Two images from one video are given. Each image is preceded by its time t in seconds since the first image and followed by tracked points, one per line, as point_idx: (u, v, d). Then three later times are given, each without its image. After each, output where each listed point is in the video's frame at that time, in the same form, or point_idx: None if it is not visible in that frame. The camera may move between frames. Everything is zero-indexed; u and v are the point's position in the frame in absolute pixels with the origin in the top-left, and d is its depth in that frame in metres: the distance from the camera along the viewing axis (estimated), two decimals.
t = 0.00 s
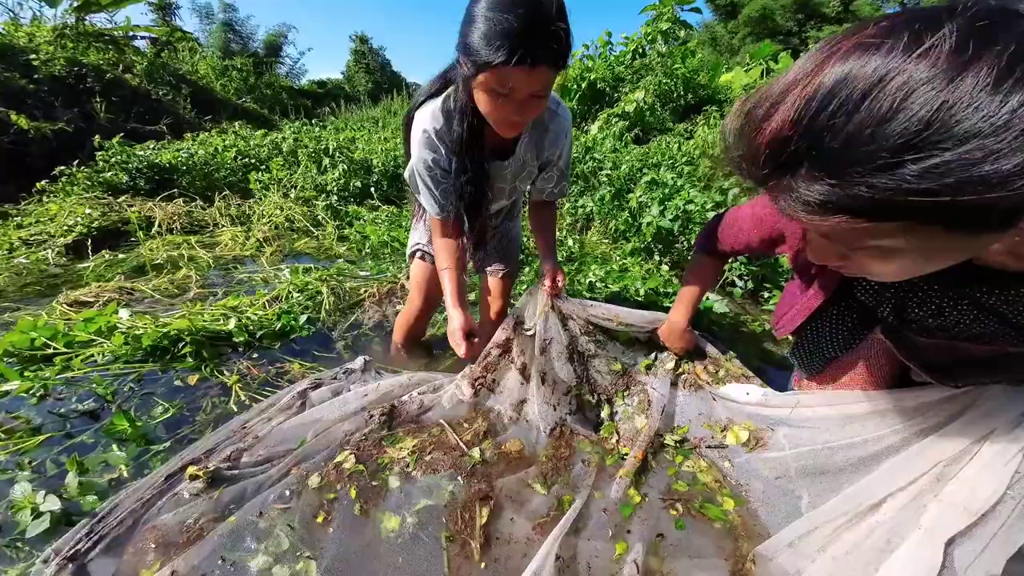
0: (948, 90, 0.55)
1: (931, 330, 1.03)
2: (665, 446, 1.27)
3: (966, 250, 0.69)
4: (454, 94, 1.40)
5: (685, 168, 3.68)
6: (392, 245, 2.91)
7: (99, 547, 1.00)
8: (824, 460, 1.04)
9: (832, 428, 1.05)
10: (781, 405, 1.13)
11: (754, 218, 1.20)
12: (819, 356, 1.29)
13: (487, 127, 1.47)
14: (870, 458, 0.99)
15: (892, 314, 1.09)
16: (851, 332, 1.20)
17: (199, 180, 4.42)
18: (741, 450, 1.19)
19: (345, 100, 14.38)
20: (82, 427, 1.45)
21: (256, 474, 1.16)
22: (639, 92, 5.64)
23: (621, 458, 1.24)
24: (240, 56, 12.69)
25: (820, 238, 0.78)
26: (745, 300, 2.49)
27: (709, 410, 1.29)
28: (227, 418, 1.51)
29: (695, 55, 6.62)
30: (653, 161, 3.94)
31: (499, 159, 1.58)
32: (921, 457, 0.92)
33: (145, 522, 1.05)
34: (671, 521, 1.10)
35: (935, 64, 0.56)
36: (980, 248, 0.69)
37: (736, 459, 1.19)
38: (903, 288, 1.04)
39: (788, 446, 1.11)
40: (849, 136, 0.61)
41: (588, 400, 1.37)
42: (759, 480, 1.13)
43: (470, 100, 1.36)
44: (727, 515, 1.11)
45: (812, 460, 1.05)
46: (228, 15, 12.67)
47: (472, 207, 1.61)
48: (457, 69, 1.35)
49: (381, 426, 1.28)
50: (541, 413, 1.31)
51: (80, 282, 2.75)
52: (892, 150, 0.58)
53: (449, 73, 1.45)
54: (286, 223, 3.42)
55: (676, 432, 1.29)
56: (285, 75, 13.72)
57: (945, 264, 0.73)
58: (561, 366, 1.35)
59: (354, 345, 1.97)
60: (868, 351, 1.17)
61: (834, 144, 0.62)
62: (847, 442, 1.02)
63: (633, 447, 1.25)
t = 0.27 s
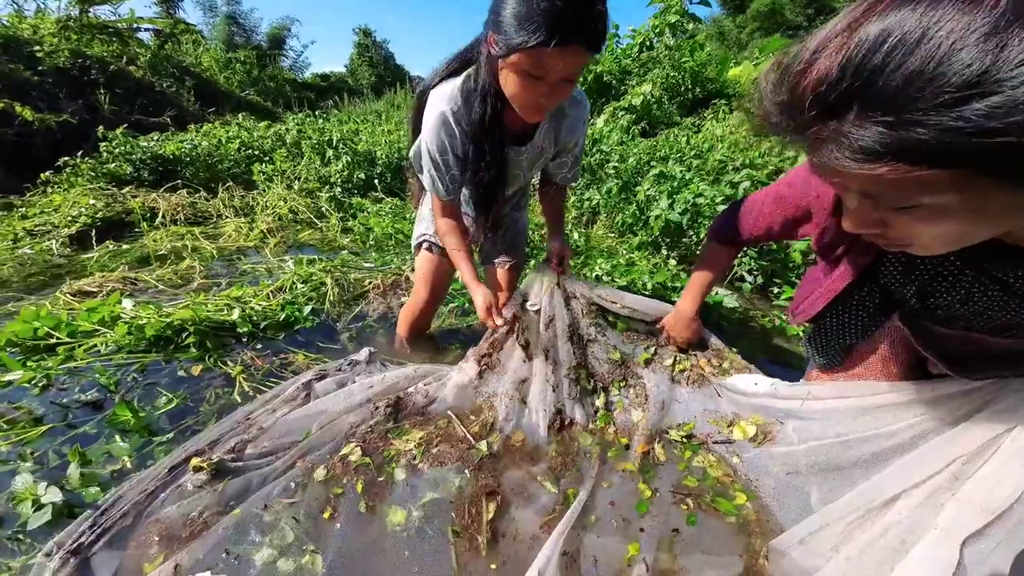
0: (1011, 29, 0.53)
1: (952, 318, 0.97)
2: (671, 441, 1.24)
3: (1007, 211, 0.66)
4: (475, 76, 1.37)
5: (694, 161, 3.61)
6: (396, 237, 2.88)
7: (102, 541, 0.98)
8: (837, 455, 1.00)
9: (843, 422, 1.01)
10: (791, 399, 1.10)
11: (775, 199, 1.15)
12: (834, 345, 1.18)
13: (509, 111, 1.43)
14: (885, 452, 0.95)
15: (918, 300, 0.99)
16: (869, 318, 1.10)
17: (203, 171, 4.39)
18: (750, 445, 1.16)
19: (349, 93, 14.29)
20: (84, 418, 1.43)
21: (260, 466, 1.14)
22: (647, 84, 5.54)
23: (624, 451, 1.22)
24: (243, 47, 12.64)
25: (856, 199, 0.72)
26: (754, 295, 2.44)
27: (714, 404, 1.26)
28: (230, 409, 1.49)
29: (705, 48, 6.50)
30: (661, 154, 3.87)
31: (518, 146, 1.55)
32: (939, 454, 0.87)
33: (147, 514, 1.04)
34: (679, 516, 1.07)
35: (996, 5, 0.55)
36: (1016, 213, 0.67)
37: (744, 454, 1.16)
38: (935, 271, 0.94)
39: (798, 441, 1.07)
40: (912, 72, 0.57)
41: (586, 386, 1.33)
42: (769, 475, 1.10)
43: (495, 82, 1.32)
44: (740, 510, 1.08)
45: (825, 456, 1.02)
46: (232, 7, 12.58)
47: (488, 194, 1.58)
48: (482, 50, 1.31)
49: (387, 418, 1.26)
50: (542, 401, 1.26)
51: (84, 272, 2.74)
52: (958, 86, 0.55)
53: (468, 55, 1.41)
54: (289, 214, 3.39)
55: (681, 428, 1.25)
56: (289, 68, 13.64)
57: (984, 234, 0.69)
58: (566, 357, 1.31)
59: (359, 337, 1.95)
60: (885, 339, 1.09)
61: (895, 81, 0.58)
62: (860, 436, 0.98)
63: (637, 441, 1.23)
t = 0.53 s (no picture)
0: (977, 53, 0.55)
1: (938, 322, 1.00)
2: (661, 433, 1.27)
3: (979, 226, 0.68)
4: (488, 86, 1.39)
5: (697, 160, 3.61)
6: (400, 236, 2.90)
7: (123, 536, 1.02)
8: (827, 445, 1.03)
9: (828, 410, 1.05)
10: (779, 382, 1.12)
11: (768, 206, 1.16)
12: (827, 343, 1.28)
13: (522, 121, 1.46)
14: (868, 443, 0.99)
15: (903, 304, 1.04)
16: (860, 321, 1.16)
17: (209, 170, 4.43)
18: (739, 434, 1.18)
19: (352, 90, 14.28)
20: (100, 416, 1.47)
21: (274, 462, 1.18)
22: (651, 83, 5.52)
23: (612, 438, 1.27)
24: (246, 45, 12.65)
25: (843, 215, 0.76)
26: (755, 295, 2.47)
27: (705, 395, 1.27)
28: (242, 407, 1.53)
29: (709, 46, 6.47)
30: (664, 154, 3.88)
31: (530, 152, 1.59)
32: (923, 448, 0.90)
33: (166, 509, 1.07)
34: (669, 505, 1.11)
35: (964, 29, 0.56)
36: (1003, 220, 0.68)
37: (734, 443, 1.19)
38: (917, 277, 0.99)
39: (785, 428, 1.10)
40: (881, 99, 0.59)
41: (576, 366, 1.36)
42: (757, 463, 1.14)
43: (508, 92, 1.34)
44: (736, 505, 1.10)
45: (813, 446, 1.05)
46: (235, 4, 12.59)
47: (502, 201, 1.61)
48: (497, 60, 1.33)
49: (396, 415, 1.29)
50: (538, 387, 1.29)
51: (94, 270, 2.78)
52: (924, 113, 0.57)
53: (482, 63, 1.43)
54: (295, 213, 3.42)
55: (674, 420, 1.28)
56: (293, 65, 13.67)
57: (963, 244, 0.72)
58: (566, 349, 1.35)
59: (365, 336, 1.98)
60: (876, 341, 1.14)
61: (864, 108, 0.61)
62: (846, 425, 1.02)
63: (625, 428, 1.28)
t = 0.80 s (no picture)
0: (930, 88, 0.61)
1: (918, 324, 1.03)
2: (649, 424, 1.30)
3: (945, 237, 0.73)
4: (497, 101, 1.44)
5: (698, 162, 3.64)
6: (405, 238, 2.95)
7: (147, 531, 1.07)
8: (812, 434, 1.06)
9: (814, 402, 1.08)
10: (768, 375, 1.16)
11: (758, 216, 1.21)
12: (816, 343, 1.32)
13: (528, 135, 1.51)
14: (852, 434, 1.02)
15: (882, 307, 1.09)
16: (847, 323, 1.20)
17: (215, 171, 4.48)
18: (724, 424, 1.22)
19: (354, 90, 14.30)
20: (118, 415, 1.53)
21: (289, 458, 1.23)
22: (652, 83, 5.54)
23: (601, 426, 1.30)
24: (249, 45, 12.70)
25: (819, 229, 0.81)
26: (754, 297, 2.50)
27: (693, 387, 1.31)
28: (255, 406, 1.58)
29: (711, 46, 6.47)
30: (665, 155, 3.91)
31: (536, 163, 1.65)
32: (903, 443, 0.94)
33: (187, 504, 1.13)
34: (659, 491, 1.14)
35: (918, 66, 0.62)
36: (970, 231, 0.72)
37: (719, 433, 1.22)
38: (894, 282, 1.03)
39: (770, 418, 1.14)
40: (847, 129, 0.65)
41: (568, 350, 1.41)
42: (742, 452, 1.17)
43: (516, 108, 1.41)
44: (726, 494, 1.13)
45: (797, 435, 1.09)
46: (237, 4, 12.63)
47: (511, 212, 1.66)
48: (506, 76, 1.38)
49: (405, 412, 1.34)
50: (526, 379, 1.37)
51: (106, 271, 2.83)
52: (884, 142, 0.63)
53: (489, 79, 1.49)
54: (300, 214, 3.47)
55: (662, 412, 1.31)
56: (295, 65, 13.71)
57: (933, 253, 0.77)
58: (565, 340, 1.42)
59: (372, 336, 2.03)
60: (861, 340, 1.17)
61: (833, 137, 0.66)
62: (827, 415, 1.05)
63: (614, 418, 1.32)
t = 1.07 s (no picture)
0: (910, 94, 0.64)
1: (905, 322, 1.06)
2: (635, 414, 1.32)
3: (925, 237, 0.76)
4: (497, 109, 1.48)
5: (698, 164, 3.67)
6: (407, 240, 2.98)
7: (160, 530, 1.10)
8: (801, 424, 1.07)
9: (804, 396, 1.10)
10: (761, 371, 1.19)
11: (752, 219, 1.24)
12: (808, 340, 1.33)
13: (528, 142, 1.55)
14: (841, 425, 1.04)
15: (872, 307, 1.10)
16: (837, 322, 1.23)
17: (219, 174, 4.52)
18: (711, 414, 1.24)
19: (355, 92, 14.37)
20: (129, 416, 1.56)
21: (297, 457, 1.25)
22: (653, 85, 5.56)
23: (589, 414, 1.31)
24: (251, 48, 12.77)
25: (808, 228, 0.85)
26: (754, 298, 2.52)
27: (681, 378, 1.34)
28: (262, 407, 1.61)
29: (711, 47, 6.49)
30: (666, 157, 3.93)
31: (536, 168, 1.68)
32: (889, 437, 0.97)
33: (198, 502, 1.16)
34: (646, 481, 1.14)
35: (899, 73, 0.66)
36: (948, 228, 0.74)
37: (704, 422, 1.24)
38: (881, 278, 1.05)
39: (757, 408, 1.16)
40: (834, 131, 0.68)
41: (556, 348, 1.50)
42: (727, 437, 1.18)
43: (517, 116, 1.44)
44: (712, 484, 1.14)
45: (785, 424, 1.10)
46: (239, 7, 12.70)
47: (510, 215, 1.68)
48: (506, 86, 1.42)
49: (411, 410, 1.37)
50: (506, 360, 1.39)
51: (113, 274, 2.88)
52: (867, 144, 0.66)
53: (490, 87, 1.53)
54: (304, 217, 3.50)
55: (648, 402, 1.34)
56: (297, 68, 13.79)
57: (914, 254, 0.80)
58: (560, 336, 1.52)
59: (376, 338, 2.06)
60: (854, 339, 1.20)
61: (821, 139, 0.70)
62: (814, 407, 1.08)
63: (601, 408, 1.34)
